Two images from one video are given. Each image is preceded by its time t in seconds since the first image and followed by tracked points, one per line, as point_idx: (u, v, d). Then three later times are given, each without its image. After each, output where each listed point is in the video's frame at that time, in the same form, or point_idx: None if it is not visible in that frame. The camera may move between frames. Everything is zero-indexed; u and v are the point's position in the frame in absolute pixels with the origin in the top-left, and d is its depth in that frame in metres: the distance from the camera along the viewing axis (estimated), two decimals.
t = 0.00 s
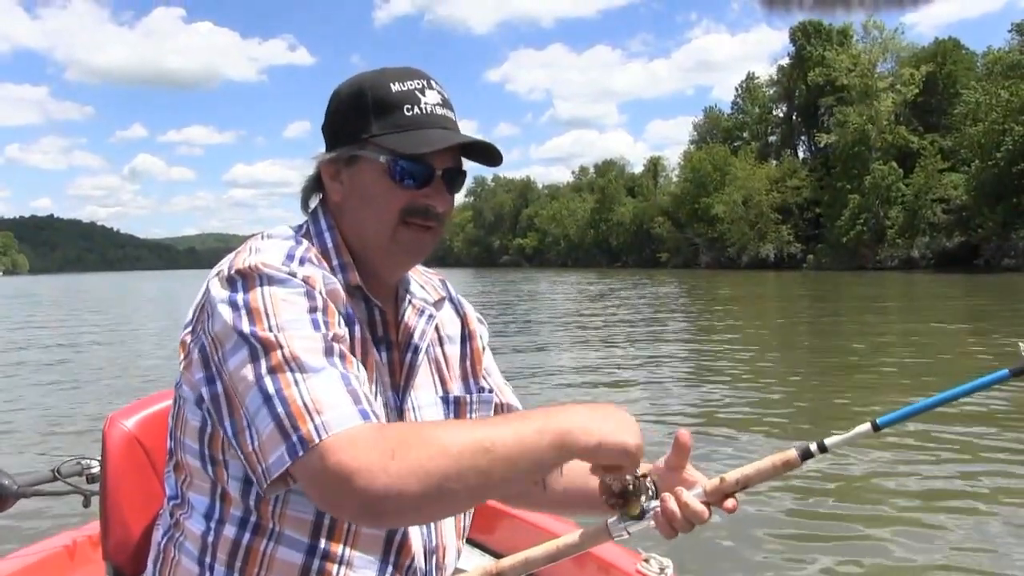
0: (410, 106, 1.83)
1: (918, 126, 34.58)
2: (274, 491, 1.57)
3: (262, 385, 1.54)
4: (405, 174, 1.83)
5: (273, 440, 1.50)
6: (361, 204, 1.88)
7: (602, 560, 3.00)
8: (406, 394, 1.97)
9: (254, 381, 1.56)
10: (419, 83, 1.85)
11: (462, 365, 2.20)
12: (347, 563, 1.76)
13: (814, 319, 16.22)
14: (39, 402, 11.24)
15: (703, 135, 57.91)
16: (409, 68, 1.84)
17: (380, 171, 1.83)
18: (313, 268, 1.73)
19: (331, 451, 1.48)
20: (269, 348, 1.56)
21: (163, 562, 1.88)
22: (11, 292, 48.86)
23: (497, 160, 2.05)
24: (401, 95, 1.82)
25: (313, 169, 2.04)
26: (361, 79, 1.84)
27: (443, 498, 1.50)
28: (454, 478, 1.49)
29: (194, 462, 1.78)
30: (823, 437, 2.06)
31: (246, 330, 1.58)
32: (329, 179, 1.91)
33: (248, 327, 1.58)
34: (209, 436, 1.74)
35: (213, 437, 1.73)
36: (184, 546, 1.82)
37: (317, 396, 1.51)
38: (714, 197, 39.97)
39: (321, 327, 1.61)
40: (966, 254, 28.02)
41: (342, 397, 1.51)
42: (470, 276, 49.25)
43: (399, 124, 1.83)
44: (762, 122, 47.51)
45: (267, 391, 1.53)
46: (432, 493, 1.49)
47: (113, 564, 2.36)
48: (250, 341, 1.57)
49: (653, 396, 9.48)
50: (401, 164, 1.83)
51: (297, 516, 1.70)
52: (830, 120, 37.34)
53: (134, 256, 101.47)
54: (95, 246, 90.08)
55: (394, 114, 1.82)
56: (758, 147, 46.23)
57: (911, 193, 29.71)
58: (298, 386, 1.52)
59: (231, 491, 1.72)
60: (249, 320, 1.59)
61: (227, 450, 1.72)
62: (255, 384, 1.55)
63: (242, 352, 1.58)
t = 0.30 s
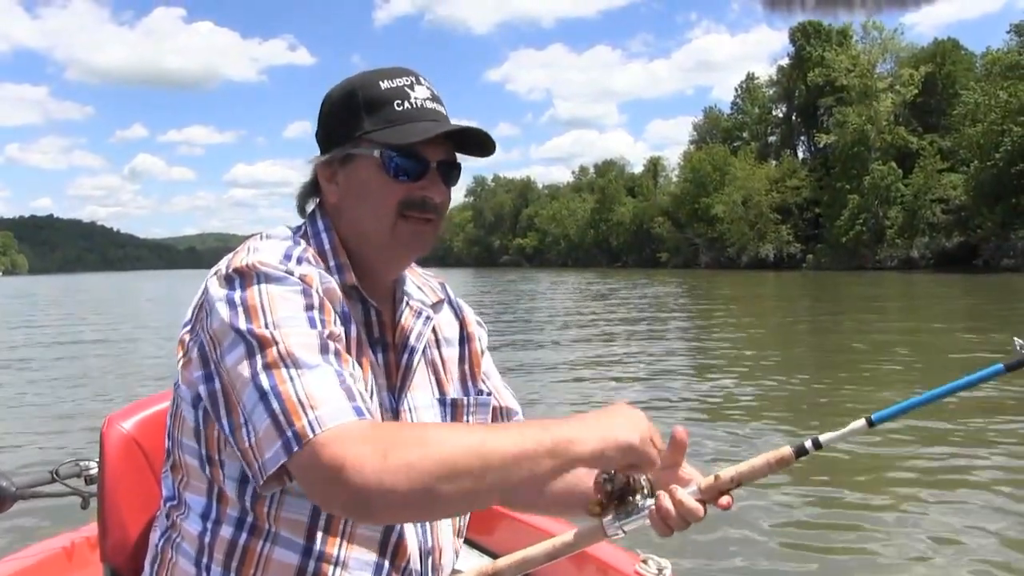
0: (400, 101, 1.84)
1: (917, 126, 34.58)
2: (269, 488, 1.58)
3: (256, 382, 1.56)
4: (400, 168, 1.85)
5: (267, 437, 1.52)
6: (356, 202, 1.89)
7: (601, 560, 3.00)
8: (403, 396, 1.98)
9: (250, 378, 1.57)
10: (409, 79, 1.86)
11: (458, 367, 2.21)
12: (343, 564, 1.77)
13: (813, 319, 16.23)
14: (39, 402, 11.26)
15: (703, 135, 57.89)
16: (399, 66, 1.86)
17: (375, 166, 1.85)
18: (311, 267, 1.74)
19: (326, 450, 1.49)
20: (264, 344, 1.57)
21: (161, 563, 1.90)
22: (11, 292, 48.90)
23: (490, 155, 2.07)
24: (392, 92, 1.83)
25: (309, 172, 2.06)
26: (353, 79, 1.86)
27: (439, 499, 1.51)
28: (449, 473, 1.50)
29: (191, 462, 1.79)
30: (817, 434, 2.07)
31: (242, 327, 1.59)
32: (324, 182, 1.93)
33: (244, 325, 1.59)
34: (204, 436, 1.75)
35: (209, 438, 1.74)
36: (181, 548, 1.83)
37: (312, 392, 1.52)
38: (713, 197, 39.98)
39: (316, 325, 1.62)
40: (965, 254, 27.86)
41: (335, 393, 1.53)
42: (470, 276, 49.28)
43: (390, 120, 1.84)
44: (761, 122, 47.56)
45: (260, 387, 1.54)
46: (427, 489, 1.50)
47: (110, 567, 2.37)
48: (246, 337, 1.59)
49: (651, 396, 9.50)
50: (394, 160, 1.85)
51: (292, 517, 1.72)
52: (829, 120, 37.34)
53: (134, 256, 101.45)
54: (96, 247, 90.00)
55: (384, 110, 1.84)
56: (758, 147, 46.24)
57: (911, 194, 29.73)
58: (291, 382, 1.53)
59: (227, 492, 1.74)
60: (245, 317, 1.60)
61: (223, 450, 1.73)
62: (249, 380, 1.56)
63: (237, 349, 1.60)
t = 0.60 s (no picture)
0: (404, 97, 1.85)
1: (916, 125, 34.60)
2: (271, 485, 1.58)
3: (259, 377, 1.55)
4: (401, 164, 1.84)
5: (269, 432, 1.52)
6: (356, 198, 1.89)
7: (598, 560, 3.01)
8: (402, 394, 1.98)
9: (251, 373, 1.57)
10: (412, 78, 1.86)
11: (457, 365, 2.21)
12: (343, 563, 1.76)
13: (813, 317, 16.26)
14: (39, 401, 11.26)
15: (703, 133, 57.93)
16: (401, 65, 1.86)
17: (377, 161, 1.84)
18: (311, 265, 1.74)
19: (329, 451, 1.48)
20: (266, 341, 1.57)
21: (159, 562, 1.89)
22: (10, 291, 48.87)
23: (491, 153, 2.07)
24: (395, 89, 1.84)
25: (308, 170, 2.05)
26: (355, 78, 1.87)
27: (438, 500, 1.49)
28: (447, 471, 1.48)
29: (190, 461, 1.79)
30: (814, 428, 2.07)
31: (245, 324, 1.59)
32: (325, 178, 1.92)
33: (245, 322, 1.59)
34: (204, 435, 1.75)
35: (209, 437, 1.74)
36: (180, 547, 1.82)
37: (316, 389, 1.52)
38: (713, 196, 40.00)
39: (318, 321, 1.62)
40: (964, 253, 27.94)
41: (338, 388, 1.53)
42: (469, 275, 49.28)
43: (393, 117, 1.84)
44: (760, 121, 47.57)
45: (262, 382, 1.54)
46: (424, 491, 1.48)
47: (108, 565, 2.37)
48: (249, 335, 1.58)
49: (651, 395, 9.51)
50: (394, 152, 1.84)
51: (293, 515, 1.72)
52: (828, 119, 37.42)
53: (134, 255, 101.36)
54: (95, 245, 89.88)
55: (387, 105, 1.84)
56: (757, 146, 46.25)
57: (911, 193, 29.78)
58: (293, 379, 1.53)
59: (226, 490, 1.74)
60: (246, 314, 1.60)
61: (223, 448, 1.72)
62: (252, 375, 1.56)
63: (239, 345, 1.59)
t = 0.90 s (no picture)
0: (415, 94, 1.86)
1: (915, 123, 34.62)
2: (278, 480, 1.58)
3: (265, 372, 1.55)
4: (409, 158, 1.84)
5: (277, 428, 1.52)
6: (362, 193, 1.89)
7: (599, 557, 3.01)
8: (407, 392, 1.99)
9: (258, 367, 1.57)
10: (421, 76, 1.87)
11: (460, 363, 2.21)
12: (346, 561, 1.76)
13: (814, 315, 16.27)
14: (40, 403, 11.25)
15: (702, 132, 57.87)
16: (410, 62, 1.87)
17: (386, 157, 1.84)
18: (317, 261, 1.74)
19: (339, 442, 1.48)
20: (274, 335, 1.57)
21: (161, 559, 1.89)
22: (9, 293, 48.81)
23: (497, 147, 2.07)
24: (405, 86, 1.84)
25: (312, 169, 2.05)
26: (361, 73, 1.87)
27: (456, 493, 1.48)
28: (462, 467, 1.48)
29: (193, 457, 1.79)
30: (816, 427, 2.07)
31: (251, 319, 1.59)
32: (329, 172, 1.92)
33: (252, 317, 1.59)
34: (210, 430, 1.74)
35: (213, 431, 1.74)
36: (181, 545, 1.83)
37: (323, 384, 1.51)
38: (712, 194, 39.99)
39: (325, 316, 1.62)
40: (963, 250, 27.63)
41: (349, 383, 1.52)
42: (469, 275, 49.27)
43: (402, 113, 1.84)
44: (759, 119, 47.54)
45: (272, 378, 1.54)
46: (440, 485, 1.47)
47: (109, 564, 2.36)
48: (256, 329, 1.58)
49: (653, 393, 9.52)
50: (400, 145, 1.84)
51: (297, 513, 1.72)
52: (828, 117, 37.44)
53: (133, 256, 101.14)
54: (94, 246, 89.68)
55: (395, 100, 1.84)
56: (756, 144, 46.26)
57: (910, 190, 29.79)
58: (300, 374, 1.53)
59: (229, 487, 1.74)
60: (253, 309, 1.60)
61: (228, 444, 1.72)
62: (261, 370, 1.56)
63: (247, 341, 1.59)
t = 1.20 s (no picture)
0: (427, 92, 1.85)
1: (917, 121, 34.62)
2: (285, 480, 1.57)
3: (275, 372, 1.55)
4: (423, 159, 1.84)
5: (286, 427, 1.51)
6: (372, 192, 1.89)
7: (600, 556, 3.01)
8: (414, 389, 1.98)
9: (267, 367, 1.56)
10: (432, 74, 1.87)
11: (466, 361, 2.21)
12: (352, 560, 1.76)
13: (816, 313, 16.28)
14: (42, 401, 11.25)
15: (703, 130, 57.83)
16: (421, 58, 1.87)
17: (396, 155, 1.84)
18: (327, 257, 1.73)
19: (352, 446, 1.48)
20: (284, 333, 1.56)
21: (164, 557, 1.89)
22: (10, 292, 48.79)
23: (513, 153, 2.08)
24: (417, 85, 1.83)
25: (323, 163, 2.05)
26: (377, 71, 1.86)
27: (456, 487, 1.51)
28: (472, 470, 1.48)
29: (199, 452, 1.78)
30: (824, 426, 2.06)
31: (261, 316, 1.58)
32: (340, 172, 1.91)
33: (263, 313, 1.59)
34: (216, 427, 1.73)
35: (221, 428, 1.73)
36: (187, 541, 1.82)
37: (333, 384, 1.51)
38: (713, 192, 39.99)
39: (336, 315, 1.61)
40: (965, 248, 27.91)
41: (357, 386, 1.52)
42: (470, 274, 49.20)
43: (415, 110, 1.84)
44: (760, 117, 47.52)
45: (280, 375, 1.54)
46: (444, 490, 1.48)
47: (108, 562, 2.36)
48: (266, 326, 1.57)
49: (655, 391, 9.52)
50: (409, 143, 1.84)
51: (302, 509, 1.71)
52: (829, 114, 37.46)
53: (134, 256, 101.12)
54: (95, 246, 89.64)
55: (408, 98, 1.83)
56: (757, 142, 46.19)
57: (912, 188, 29.76)
58: (310, 373, 1.52)
59: (235, 483, 1.73)
60: (263, 306, 1.59)
61: (235, 440, 1.72)
62: (270, 369, 1.55)
63: (256, 339, 1.58)
